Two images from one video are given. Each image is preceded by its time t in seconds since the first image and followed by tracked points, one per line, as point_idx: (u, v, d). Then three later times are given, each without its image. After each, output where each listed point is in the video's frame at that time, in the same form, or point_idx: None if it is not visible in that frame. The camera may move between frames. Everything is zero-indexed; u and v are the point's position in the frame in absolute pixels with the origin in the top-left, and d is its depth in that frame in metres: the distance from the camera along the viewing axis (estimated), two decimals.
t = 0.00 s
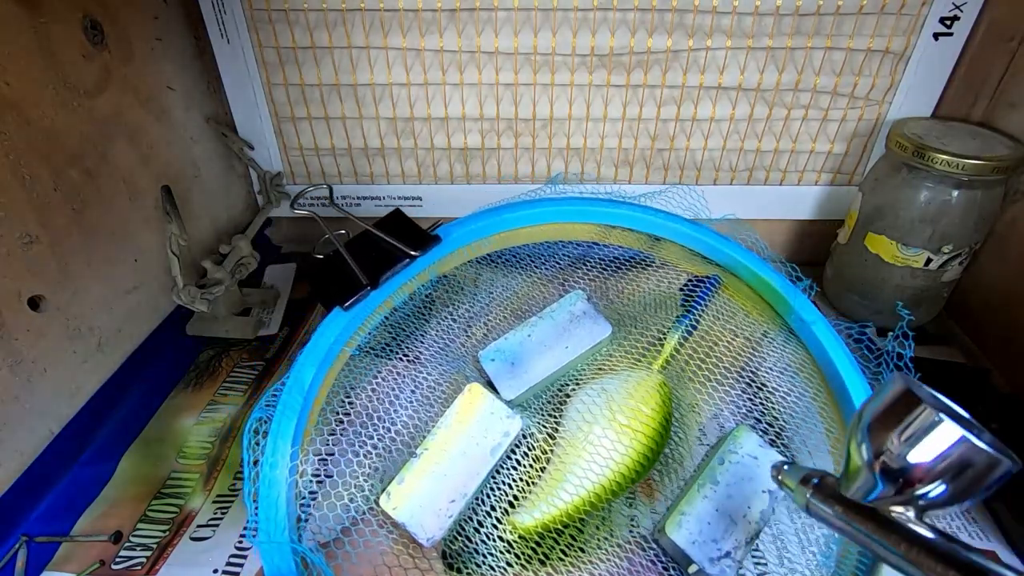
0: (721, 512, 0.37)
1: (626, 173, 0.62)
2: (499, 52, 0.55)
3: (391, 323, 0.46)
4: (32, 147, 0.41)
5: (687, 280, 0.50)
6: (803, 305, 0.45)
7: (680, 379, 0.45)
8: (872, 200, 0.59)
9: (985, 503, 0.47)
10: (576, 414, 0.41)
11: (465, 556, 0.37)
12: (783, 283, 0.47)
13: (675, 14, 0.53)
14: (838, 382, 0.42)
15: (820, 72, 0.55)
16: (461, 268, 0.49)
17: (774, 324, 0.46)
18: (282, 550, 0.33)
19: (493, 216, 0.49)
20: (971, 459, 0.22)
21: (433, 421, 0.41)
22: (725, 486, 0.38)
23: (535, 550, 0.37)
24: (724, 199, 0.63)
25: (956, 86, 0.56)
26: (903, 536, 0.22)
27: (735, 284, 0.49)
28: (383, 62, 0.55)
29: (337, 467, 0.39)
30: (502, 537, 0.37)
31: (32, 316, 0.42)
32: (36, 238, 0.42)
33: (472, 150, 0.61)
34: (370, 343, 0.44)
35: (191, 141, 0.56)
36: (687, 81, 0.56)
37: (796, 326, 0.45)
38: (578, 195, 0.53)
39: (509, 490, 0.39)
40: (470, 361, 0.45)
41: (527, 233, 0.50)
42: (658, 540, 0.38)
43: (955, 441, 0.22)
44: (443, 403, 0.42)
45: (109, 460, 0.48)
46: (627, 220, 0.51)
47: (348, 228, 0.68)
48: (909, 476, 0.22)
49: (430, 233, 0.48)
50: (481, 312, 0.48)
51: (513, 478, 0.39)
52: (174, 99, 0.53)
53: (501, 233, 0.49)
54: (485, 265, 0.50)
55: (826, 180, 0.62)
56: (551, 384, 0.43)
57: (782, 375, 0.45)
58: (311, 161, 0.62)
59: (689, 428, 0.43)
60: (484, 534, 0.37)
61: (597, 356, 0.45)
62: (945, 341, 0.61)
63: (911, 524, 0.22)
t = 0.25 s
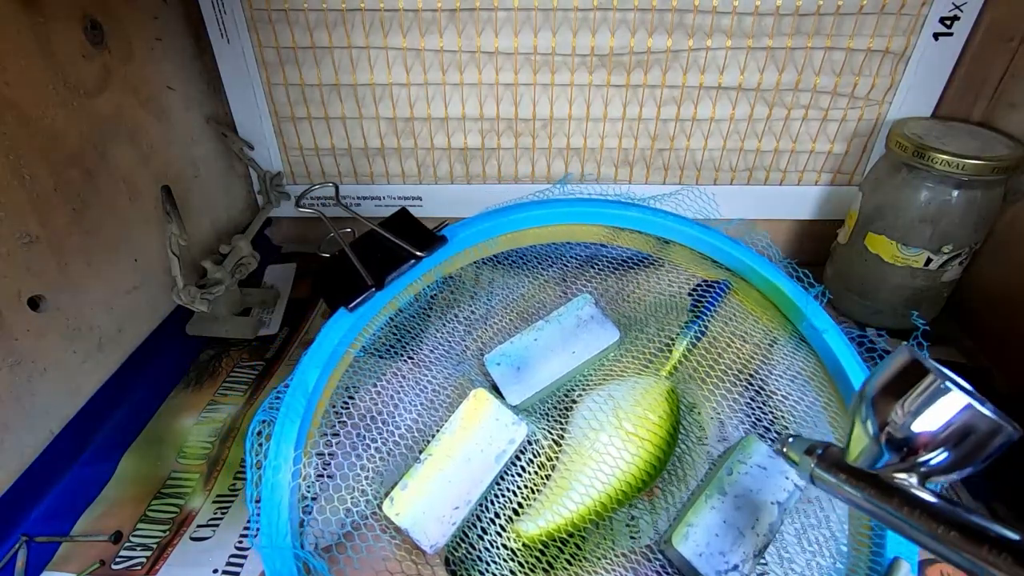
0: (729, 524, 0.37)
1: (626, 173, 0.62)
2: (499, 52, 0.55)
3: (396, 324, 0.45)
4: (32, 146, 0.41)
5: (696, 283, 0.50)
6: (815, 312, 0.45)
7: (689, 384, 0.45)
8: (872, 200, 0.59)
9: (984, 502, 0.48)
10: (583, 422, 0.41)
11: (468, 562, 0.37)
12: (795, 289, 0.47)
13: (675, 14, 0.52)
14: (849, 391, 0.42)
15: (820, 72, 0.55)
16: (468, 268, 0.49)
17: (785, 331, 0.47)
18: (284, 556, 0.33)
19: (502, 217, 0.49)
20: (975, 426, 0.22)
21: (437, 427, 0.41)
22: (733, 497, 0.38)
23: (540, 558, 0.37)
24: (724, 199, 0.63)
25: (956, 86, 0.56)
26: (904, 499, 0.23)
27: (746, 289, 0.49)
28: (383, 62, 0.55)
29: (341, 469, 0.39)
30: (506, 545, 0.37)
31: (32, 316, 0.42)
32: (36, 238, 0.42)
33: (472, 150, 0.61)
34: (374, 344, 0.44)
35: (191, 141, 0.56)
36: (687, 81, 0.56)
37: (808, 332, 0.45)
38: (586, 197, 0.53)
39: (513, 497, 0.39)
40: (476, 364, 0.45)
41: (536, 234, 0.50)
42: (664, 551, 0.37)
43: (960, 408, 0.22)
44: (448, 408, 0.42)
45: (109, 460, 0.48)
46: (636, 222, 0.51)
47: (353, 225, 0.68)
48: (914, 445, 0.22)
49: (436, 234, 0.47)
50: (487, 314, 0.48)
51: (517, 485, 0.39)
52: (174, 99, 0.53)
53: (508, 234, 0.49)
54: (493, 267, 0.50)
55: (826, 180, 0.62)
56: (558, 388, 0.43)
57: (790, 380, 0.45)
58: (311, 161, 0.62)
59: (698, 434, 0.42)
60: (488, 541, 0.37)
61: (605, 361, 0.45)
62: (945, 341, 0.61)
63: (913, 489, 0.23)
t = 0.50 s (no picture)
0: (734, 530, 0.37)
1: (626, 173, 0.62)
2: (499, 52, 0.55)
3: (398, 325, 0.45)
4: (33, 146, 0.41)
5: (699, 286, 0.49)
6: (820, 316, 0.45)
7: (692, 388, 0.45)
8: (872, 200, 0.59)
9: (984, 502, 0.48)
10: (585, 424, 0.41)
11: (469, 564, 0.37)
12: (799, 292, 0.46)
13: (675, 14, 0.52)
14: (855, 397, 0.41)
15: (820, 72, 0.55)
16: (470, 269, 0.49)
17: (789, 335, 0.46)
18: (286, 557, 0.33)
19: (506, 218, 0.49)
20: (1014, 406, 0.22)
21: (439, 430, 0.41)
22: (737, 501, 0.38)
23: (541, 561, 0.37)
24: (724, 199, 0.63)
25: (956, 86, 0.56)
26: (935, 477, 0.21)
27: (749, 292, 0.48)
28: (383, 62, 0.55)
29: (343, 470, 0.39)
30: (508, 548, 0.37)
31: (32, 316, 0.42)
32: (36, 238, 0.42)
33: (472, 150, 0.61)
34: (376, 344, 0.44)
35: (191, 141, 0.56)
36: (687, 81, 0.56)
37: (811, 336, 0.45)
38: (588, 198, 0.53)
39: (515, 500, 0.39)
40: (478, 366, 0.45)
41: (539, 236, 0.50)
42: (667, 555, 0.37)
43: (1001, 388, 0.22)
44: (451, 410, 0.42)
45: (109, 459, 0.48)
46: (639, 224, 0.50)
47: (355, 225, 0.68)
48: (948, 423, 0.22)
49: (439, 234, 0.47)
50: (490, 316, 0.48)
51: (520, 488, 0.39)
52: (174, 99, 0.53)
53: (511, 235, 0.49)
54: (495, 269, 0.50)
55: (826, 180, 0.62)
56: (559, 391, 0.43)
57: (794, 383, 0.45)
58: (311, 161, 0.62)
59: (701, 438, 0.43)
60: (490, 543, 0.37)
61: (608, 363, 0.45)
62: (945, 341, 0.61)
63: (942, 467, 0.22)
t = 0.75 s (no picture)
0: (729, 523, 0.37)
1: (626, 173, 0.62)
2: (499, 51, 0.55)
3: (396, 324, 0.45)
4: (33, 146, 0.41)
5: (694, 285, 0.49)
6: (812, 315, 0.45)
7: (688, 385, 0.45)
8: (872, 200, 0.59)
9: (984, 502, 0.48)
10: (583, 421, 0.41)
11: (469, 560, 0.37)
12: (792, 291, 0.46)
13: (675, 14, 0.52)
14: (848, 395, 0.41)
15: (820, 72, 0.55)
16: (468, 268, 0.49)
17: (782, 332, 0.47)
18: (287, 554, 0.33)
19: (503, 219, 0.49)
20: None
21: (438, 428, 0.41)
22: (733, 496, 0.38)
23: (541, 556, 0.37)
24: (724, 199, 0.63)
25: (956, 86, 0.56)
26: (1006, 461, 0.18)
27: (743, 291, 0.48)
28: (383, 62, 0.55)
29: (343, 469, 0.39)
30: (508, 544, 0.37)
31: (32, 316, 0.42)
32: (36, 238, 0.42)
33: (472, 150, 0.61)
34: (375, 344, 0.44)
35: (191, 141, 0.56)
36: (687, 81, 0.56)
37: (805, 334, 0.45)
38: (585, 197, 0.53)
39: (514, 496, 0.39)
40: (477, 364, 0.45)
41: (536, 236, 0.50)
42: (664, 549, 0.38)
43: None
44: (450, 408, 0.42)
45: (109, 459, 0.48)
46: (635, 223, 0.50)
47: (354, 225, 0.68)
48: None
49: (437, 234, 0.47)
50: (488, 315, 0.48)
51: (519, 483, 0.39)
52: (174, 99, 0.53)
53: (509, 234, 0.49)
54: (492, 268, 0.50)
55: (826, 180, 0.62)
56: (557, 388, 0.43)
57: (786, 380, 0.45)
58: (311, 161, 0.62)
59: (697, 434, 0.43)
60: (489, 539, 0.37)
61: (605, 361, 0.45)
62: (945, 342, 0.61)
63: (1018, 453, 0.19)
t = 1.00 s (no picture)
0: (728, 516, 0.37)
1: (626, 173, 0.62)
2: (499, 51, 0.55)
3: (396, 324, 0.45)
4: (33, 146, 0.41)
5: (687, 285, 0.49)
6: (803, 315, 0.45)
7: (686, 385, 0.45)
8: (872, 200, 0.59)
9: (984, 501, 0.48)
10: (584, 418, 0.41)
11: (474, 557, 0.37)
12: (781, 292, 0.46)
13: (675, 14, 0.53)
14: (835, 391, 0.42)
15: (820, 72, 0.55)
16: (466, 269, 0.49)
17: (773, 331, 0.47)
18: (293, 551, 0.33)
19: (500, 221, 0.49)
20: None
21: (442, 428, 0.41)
22: (730, 489, 0.38)
23: (546, 552, 0.37)
24: (724, 199, 0.63)
25: (956, 86, 0.56)
26: None
27: (735, 292, 0.48)
28: (383, 62, 0.55)
29: (345, 468, 0.39)
30: (513, 540, 0.37)
31: (32, 316, 0.42)
32: (36, 238, 0.42)
33: (472, 150, 0.61)
34: (376, 344, 0.44)
35: (191, 141, 0.56)
36: (687, 81, 0.56)
37: (796, 335, 0.45)
38: (581, 199, 0.53)
39: (518, 493, 0.39)
40: (478, 364, 0.45)
41: (534, 237, 0.50)
42: (666, 541, 0.38)
43: None
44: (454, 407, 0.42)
45: (110, 459, 0.48)
46: (629, 225, 0.50)
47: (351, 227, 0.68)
48: None
49: (435, 234, 0.47)
50: (488, 315, 0.48)
51: (521, 481, 0.39)
52: (174, 99, 0.53)
53: (508, 235, 0.49)
54: (489, 270, 0.50)
55: (826, 180, 0.62)
56: (557, 387, 0.43)
57: (780, 379, 0.45)
58: (311, 161, 0.62)
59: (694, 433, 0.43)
60: (493, 536, 0.37)
61: (604, 359, 0.45)
62: (945, 342, 0.61)
63: None
